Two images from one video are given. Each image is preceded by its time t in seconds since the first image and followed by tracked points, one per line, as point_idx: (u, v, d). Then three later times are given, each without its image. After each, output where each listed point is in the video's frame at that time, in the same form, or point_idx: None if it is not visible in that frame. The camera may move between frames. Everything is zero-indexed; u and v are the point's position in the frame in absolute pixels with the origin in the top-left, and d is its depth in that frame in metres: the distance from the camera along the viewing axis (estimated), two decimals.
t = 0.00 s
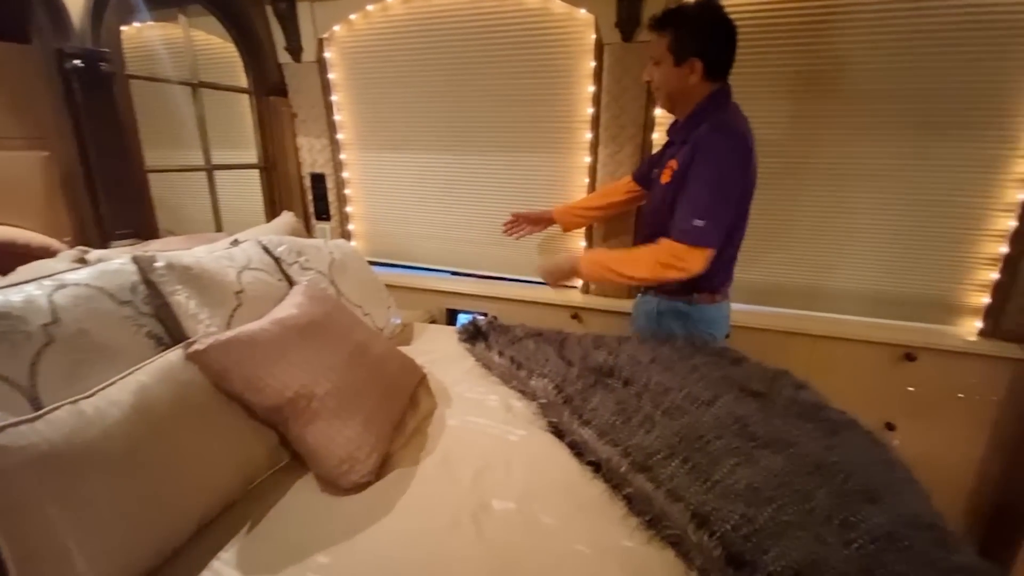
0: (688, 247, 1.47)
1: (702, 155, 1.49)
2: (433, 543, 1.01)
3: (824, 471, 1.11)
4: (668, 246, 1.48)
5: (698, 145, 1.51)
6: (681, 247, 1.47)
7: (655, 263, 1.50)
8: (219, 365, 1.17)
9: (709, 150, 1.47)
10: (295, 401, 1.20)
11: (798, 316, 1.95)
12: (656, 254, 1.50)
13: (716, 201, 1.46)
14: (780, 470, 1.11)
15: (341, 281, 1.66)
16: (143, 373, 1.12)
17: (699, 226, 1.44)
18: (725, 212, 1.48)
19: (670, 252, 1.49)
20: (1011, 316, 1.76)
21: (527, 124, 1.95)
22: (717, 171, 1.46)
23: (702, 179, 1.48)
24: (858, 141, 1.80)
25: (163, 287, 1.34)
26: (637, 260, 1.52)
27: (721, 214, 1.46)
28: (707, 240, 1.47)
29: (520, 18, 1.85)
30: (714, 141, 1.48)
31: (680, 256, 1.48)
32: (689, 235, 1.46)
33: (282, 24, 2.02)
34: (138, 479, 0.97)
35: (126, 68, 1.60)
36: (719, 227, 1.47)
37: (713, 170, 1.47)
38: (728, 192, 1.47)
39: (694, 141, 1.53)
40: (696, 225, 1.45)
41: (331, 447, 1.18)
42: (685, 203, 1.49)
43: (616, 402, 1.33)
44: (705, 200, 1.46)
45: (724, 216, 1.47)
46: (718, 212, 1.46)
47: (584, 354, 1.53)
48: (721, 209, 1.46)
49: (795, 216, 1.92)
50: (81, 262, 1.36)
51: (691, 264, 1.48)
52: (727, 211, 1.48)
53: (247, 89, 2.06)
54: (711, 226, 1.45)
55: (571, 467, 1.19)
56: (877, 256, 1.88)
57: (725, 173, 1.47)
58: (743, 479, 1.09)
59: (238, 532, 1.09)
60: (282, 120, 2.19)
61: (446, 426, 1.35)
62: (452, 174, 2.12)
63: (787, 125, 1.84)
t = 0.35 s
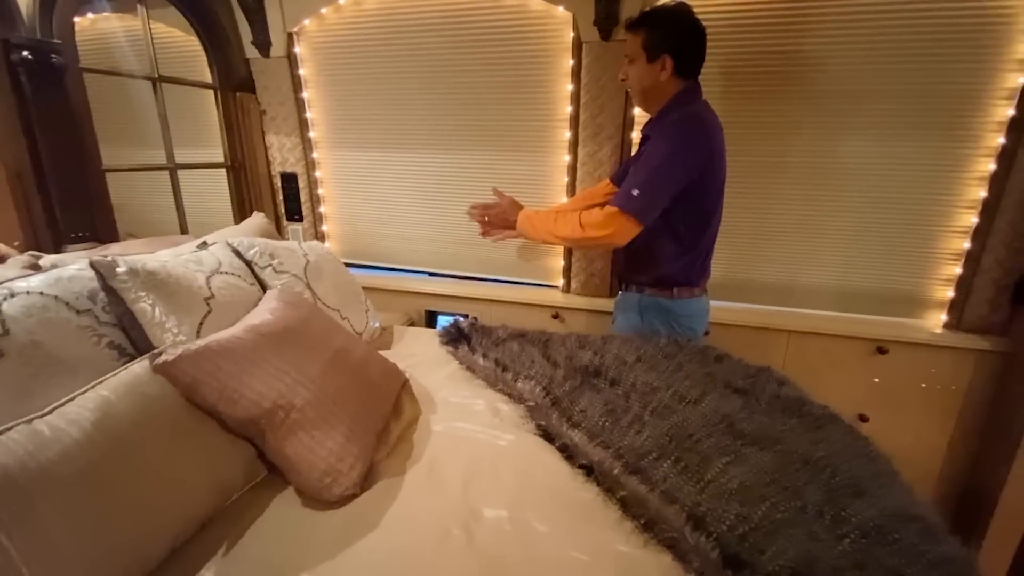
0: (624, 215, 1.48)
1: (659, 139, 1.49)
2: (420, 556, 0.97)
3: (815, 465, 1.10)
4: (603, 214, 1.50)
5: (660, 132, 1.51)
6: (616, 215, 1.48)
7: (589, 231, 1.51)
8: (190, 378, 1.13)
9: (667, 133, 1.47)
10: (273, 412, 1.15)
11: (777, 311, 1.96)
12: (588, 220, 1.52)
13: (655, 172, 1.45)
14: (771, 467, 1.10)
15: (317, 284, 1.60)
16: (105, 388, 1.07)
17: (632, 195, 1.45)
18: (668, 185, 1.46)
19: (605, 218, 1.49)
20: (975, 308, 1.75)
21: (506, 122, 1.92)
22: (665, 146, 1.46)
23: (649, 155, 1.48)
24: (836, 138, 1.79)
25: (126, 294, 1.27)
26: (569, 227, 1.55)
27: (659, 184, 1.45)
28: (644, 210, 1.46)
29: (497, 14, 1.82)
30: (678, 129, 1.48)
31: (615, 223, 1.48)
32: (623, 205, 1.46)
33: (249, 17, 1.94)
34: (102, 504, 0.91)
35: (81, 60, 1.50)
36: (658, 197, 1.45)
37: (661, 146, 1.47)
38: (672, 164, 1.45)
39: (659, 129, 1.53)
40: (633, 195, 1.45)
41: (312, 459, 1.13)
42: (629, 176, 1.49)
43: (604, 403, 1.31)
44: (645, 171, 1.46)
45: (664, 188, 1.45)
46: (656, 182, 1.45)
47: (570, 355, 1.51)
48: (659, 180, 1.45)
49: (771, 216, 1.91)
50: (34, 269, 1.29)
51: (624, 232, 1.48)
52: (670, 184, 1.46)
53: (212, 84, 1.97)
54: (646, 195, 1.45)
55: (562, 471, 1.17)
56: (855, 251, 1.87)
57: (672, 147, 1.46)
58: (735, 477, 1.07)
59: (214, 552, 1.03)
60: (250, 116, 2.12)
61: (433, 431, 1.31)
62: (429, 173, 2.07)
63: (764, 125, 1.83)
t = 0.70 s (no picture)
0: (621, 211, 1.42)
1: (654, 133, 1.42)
2: None
3: (834, 468, 1.11)
4: (600, 208, 1.45)
5: (652, 128, 1.44)
6: (613, 210, 1.43)
7: (585, 225, 1.46)
8: (185, 396, 1.05)
9: (661, 130, 1.40)
10: (276, 429, 1.09)
11: (770, 310, 1.98)
12: (584, 215, 1.46)
13: (652, 165, 1.39)
14: (793, 472, 1.10)
15: (308, 290, 1.53)
16: (89, 410, 0.99)
17: (629, 189, 1.40)
18: (665, 179, 1.40)
19: (601, 213, 1.44)
20: (961, 305, 1.81)
21: (499, 120, 1.88)
22: (661, 140, 1.40)
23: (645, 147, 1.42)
24: (827, 137, 1.80)
25: (109, 304, 1.19)
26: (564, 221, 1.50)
27: (657, 179, 1.39)
28: (642, 205, 1.41)
29: (489, 9, 1.77)
30: (671, 125, 1.41)
31: (612, 218, 1.43)
32: (620, 200, 1.41)
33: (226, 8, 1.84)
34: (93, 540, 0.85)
35: (47, 52, 1.39)
36: (655, 192, 1.40)
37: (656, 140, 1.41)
38: (670, 158, 1.40)
39: (652, 125, 1.46)
40: (630, 189, 1.40)
41: (319, 479, 1.08)
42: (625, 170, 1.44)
43: (616, 409, 1.29)
44: (642, 164, 1.40)
45: (661, 182, 1.40)
46: (654, 176, 1.39)
47: (574, 358, 1.48)
48: (657, 175, 1.39)
49: (764, 215, 1.92)
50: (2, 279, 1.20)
51: (621, 228, 1.43)
52: (667, 178, 1.41)
53: (188, 79, 1.86)
54: (643, 189, 1.39)
55: (581, 481, 1.15)
56: (845, 250, 1.90)
57: (669, 141, 1.40)
58: (761, 484, 1.07)
59: None
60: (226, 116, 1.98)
61: (440, 445, 1.27)
62: (418, 173, 2.01)
63: (759, 124, 1.83)
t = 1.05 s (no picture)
0: (620, 215, 1.41)
1: (653, 135, 1.41)
2: None
3: (845, 466, 1.13)
4: (598, 213, 1.43)
5: (652, 128, 1.43)
6: (612, 214, 1.41)
7: (583, 230, 1.44)
8: (178, 419, 0.99)
9: (660, 132, 1.40)
10: (278, 450, 1.04)
11: (756, 309, 2.02)
12: (583, 219, 1.44)
13: (650, 168, 1.38)
14: (806, 473, 1.11)
15: (297, 297, 1.46)
16: (71, 438, 0.93)
17: (629, 194, 1.38)
18: (664, 182, 1.40)
19: (601, 217, 1.42)
20: (940, 301, 1.92)
21: (488, 120, 1.84)
22: (659, 143, 1.39)
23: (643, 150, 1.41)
24: (810, 138, 1.86)
25: (87, 317, 1.10)
26: (562, 226, 1.47)
27: (656, 182, 1.38)
28: (642, 209, 1.40)
29: (477, 6, 1.72)
30: (671, 126, 1.40)
31: (611, 223, 1.41)
32: (620, 204, 1.39)
33: None
34: None
35: (5, 44, 1.27)
36: (655, 196, 1.39)
37: (654, 143, 1.40)
38: (669, 160, 1.39)
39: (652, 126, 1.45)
40: (630, 193, 1.38)
41: (322, 499, 1.03)
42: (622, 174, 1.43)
43: (625, 415, 1.29)
44: (640, 168, 1.39)
45: (660, 186, 1.39)
46: (653, 180, 1.38)
47: (575, 362, 1.46)
48: (656, 178, 1.38)
49: (753, 215, 1.97)
50: None
51: (621, 232, 1.41)
52: (666, 181, 1.40)
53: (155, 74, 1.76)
54: (643, 193, 1.38)
55: (597, 491, 1.16)
56: (826, 249, 1.97)
57: (667, 143, 1.39)
58: (779, 487, 1.08)
59: None
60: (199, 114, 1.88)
61: (446, 456, 1.24)
62: (403, 174, 1.96)
63: (748, 125, 1.87)
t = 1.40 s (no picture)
0: (603, 219, 1.45)
1: (634, 138, 1.46)
2: None
3: (827, 453, 1.18)
4: (581, 218, 1.45)
5: (633, 133, 1.48)
6: (595, 219, 1.44)
7: (567, 235, 1.46)
8: (159, 437, 0.94)
9: (642, 137, 1.45)
10: (268, 464, 1.00)
11: (726, 303, 2.09)
12: (565, 224, 1.47)
13: (632, 174, 1.43)
14: (792, 461, 1.15)
15: (272, 304, 1.41)
16: (40, 463, 0.86)
17: (613, 199, 1.42)
18: (646, 186, 1.44)
19: (584, 222, 1.45)
20: (895, 293, 2.05)
21: (462, 118, 1.81)
22: (641, 148, 1.44)
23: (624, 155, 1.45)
24: (776, 138, 1.92)
25: (48, 331, 1.02)
26: (544, 230, 1.49)
27: (638, 186, 1.43)
28: (625, 214, 1.44)
29: (450, 3, 1.69)
30: (652, 130, 1.45)
31: (594, 227, 1.44)
32: (604, 209, 1.43)
33: None
34: None
35: None
36: (637, 199, 1.43)
37: (636, 148, 1.45)
38: (649, 166, 1.44)
39: (632, 129, 1.49)
40: (614, 198, 1.42)
41: (316, 513, 0.99)
42: (604, 178, 1.46)
43: (614, 413, 1.31)
44: (623, 173, 1.43)
45: (642, 190, 1.44)
46: (635, 184, 1.43)
47: (562, 362, 1.47)
48: (638, 183, 1.43)
49: (723, 212, 2.03)
50: None
51: (603, 237, 1.45)
52: (647, 185, 1.45)
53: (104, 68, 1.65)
54: (626, 198, 1.42)
55: (592, 489, 1.17)
56: (790, 244, 2.06)
57: (647, 148, 1.44)
58: (769, 477, 1.11)
59: None
60: (155, 110, 1.81)
61: (437, 463, 1.23)
62: (374, 173, 1.91)
63: (717, 124, 1.92)
